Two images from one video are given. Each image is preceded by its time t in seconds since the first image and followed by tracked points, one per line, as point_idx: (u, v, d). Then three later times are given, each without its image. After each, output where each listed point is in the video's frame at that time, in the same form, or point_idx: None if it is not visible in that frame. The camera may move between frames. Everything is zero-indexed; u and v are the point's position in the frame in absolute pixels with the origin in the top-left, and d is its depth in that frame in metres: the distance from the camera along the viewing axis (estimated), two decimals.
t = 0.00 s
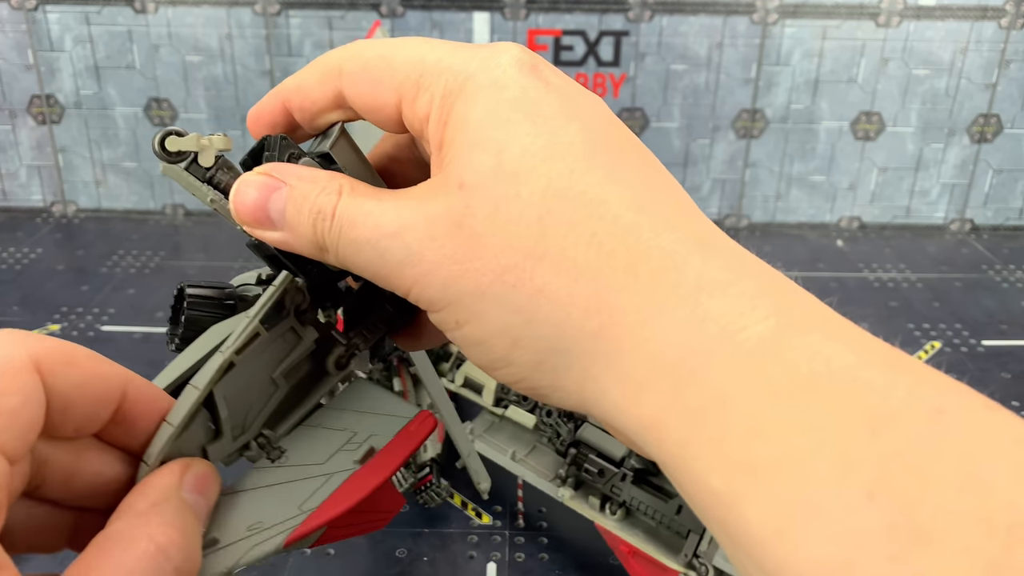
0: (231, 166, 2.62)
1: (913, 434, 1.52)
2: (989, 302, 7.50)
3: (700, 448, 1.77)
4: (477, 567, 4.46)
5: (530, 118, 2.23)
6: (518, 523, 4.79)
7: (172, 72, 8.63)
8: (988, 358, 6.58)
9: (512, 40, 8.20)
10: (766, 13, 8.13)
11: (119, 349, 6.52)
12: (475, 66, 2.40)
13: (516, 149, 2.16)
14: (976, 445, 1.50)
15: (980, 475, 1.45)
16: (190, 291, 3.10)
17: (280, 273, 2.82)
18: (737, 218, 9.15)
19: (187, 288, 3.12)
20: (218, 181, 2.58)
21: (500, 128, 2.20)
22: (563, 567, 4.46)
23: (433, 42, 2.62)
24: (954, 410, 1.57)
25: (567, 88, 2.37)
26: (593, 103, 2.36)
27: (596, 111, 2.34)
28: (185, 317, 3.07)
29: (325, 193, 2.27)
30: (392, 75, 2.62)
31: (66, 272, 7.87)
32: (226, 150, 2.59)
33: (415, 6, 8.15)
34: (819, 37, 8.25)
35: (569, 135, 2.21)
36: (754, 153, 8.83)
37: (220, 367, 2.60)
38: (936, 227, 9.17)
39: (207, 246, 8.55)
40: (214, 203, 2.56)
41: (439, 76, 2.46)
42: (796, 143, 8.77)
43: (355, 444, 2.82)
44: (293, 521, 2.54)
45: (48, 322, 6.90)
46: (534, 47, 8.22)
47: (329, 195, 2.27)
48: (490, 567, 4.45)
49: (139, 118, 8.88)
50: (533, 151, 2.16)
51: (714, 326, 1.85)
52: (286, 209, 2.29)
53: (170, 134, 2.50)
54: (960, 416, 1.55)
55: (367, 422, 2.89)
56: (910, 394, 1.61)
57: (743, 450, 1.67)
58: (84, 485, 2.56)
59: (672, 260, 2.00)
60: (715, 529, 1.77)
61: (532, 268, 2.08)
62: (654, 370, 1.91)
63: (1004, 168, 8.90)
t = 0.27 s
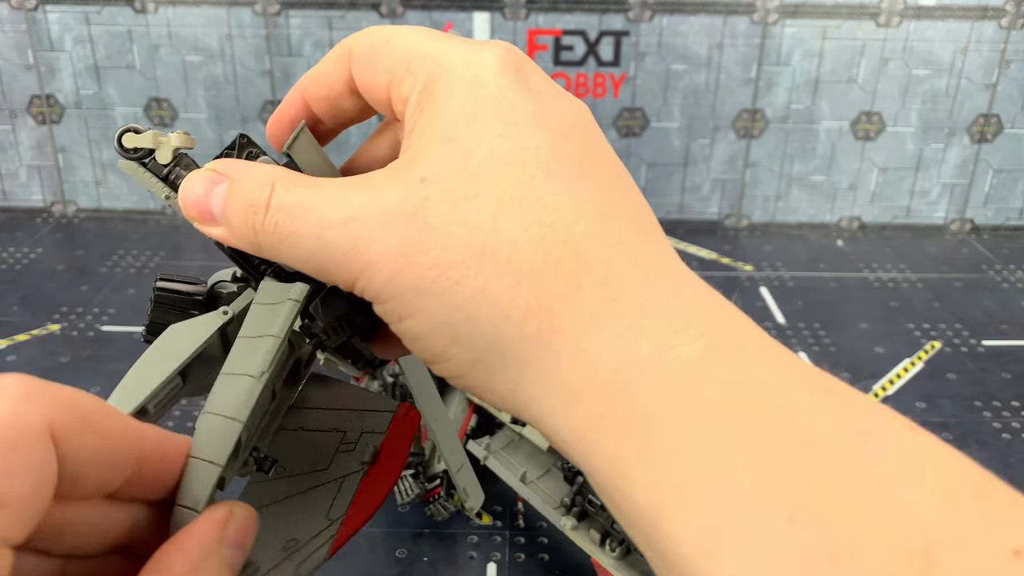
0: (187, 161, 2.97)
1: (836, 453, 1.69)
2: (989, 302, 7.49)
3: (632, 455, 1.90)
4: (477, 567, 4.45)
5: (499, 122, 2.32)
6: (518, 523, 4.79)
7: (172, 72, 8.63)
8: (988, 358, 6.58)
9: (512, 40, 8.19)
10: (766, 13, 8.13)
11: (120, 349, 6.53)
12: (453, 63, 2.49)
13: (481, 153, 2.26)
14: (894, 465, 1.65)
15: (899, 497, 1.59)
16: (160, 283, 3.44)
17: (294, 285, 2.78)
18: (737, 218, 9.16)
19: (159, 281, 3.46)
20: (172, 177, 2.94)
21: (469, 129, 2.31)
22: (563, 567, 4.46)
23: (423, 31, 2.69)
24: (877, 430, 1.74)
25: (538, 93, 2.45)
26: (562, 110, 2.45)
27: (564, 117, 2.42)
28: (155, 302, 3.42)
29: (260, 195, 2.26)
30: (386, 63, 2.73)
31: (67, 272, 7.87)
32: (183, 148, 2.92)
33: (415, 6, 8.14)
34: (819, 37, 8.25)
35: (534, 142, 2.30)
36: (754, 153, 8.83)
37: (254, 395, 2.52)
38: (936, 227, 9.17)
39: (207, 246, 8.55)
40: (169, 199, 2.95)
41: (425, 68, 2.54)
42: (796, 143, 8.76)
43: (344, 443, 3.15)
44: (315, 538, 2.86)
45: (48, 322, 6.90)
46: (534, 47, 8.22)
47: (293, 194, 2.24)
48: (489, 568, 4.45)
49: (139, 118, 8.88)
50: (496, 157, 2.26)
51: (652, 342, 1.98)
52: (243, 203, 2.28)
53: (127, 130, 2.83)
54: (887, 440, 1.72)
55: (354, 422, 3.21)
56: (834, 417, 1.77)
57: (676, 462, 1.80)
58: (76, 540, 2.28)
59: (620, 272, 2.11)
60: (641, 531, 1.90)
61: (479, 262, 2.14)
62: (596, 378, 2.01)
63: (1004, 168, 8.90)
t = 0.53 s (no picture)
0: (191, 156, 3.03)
1: (791, 504, 1.66)
2: (990, 302, 7.48)
3: (583, 504, 1.85)
4: (477, 568, 4.44)
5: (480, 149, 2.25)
6: (518, 523, 4.77)
7: (171, 72, 8.63)
8: (988, 358, 6.57)
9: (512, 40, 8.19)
10: (766, 13, 8.13)
11: (119, 349, 6.52)
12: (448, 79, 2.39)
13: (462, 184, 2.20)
14: (855, 518, 1.63)
15: (854, 553, 1.57)
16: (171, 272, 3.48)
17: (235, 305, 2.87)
18: (737, 218, 9.16)
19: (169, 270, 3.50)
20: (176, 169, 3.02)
21: (453, 150, 2.24)
22: (564, 567, 4.45)
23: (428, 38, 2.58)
24: (834, 480, 1.71)
25: (527, 112, 2.33)
26: (552, 134, 2.33)
27: (554, 144, 2.31)
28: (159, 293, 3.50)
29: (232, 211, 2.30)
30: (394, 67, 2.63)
31: (66, 272, 7.86)
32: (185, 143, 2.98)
33: (415, 6, 8.13)
34: (819, 37, 8.25)
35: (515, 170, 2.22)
36: (754, 153, 8.82)
37: (194, 407, 2.63)
38: (936, 227, 9.16)
39: (207, 246, 8.54)
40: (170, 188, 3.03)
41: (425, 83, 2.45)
42: (796, 143, 8.76)
43: (331, 444, 2.91)
44: (289, 539, 2.71)
45: (48, 322, 6.89)
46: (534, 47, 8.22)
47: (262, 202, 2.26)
48: (490, 568, 4.43)
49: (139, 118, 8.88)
50: (477, 188, 2.19)
51: (606, 385, 1.93)
52: (222, 205, 2.32)
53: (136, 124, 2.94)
54: (843, 486, 1.70)
55: (338, 420, 2.96)
56: (791, 466, 1.73)
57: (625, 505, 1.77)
58: None
59: (588, 310, 2.04)
60: (594, 573, 1.90)
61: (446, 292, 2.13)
62: (550, 404, 1.97)
63: (1005, 168, 8.89)
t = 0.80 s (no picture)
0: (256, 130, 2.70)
1: (812, 495, 1.44)
2: (990, 302, 7.48)
3: (595, 491, 1.66)
4: (477, 567, 4.44)
5: (515, 126, 2.03)
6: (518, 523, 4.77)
7: (171, 71, 8.62)
8: (988, 358, 6.57)
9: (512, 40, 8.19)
10: (766, 13, 8.12)
11: (119, 349, 6.51)
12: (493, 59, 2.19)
13: (490, 161, 2.00)
14: (875, 507, 1.41)
15: (868, 543, 1.35)
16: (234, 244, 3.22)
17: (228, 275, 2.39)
18: (737, 218, 9.17)
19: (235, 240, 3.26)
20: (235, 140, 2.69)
21: (493, 131, 2.03)
22: (563, 567, 4.46)
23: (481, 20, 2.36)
24: (851, 469, 1.49)
25: (574, 98, 2.10)
26: (596, 119, 2.09)
27: (596, 132, 2.06)
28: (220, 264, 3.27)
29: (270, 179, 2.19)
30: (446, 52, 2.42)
31: (66, 272, 7.86)
32: (249, 114, 2.67)
33: (415, 6, 8.13)
34: (819, 37, 8.24)
35: (548, 152, 1.99)
36: (755, 153, 8.82)
37: (173, 364, 2.33)
38: (936, 227, 9.15)
39: (207, 246, 8.54)
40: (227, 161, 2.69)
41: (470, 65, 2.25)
42: (796, 143, 8.76)
43: (315, 431, 2.52)
44: (240, 513, 2.33)
45: (47, 322, 6.89)
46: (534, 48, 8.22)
47: (300, 173, 2.14)
48: (489, 568, 4.43)
49: (139, 118, 8.88)
50: (503, 164, 1.99)
51: (630, 371, 1.72)
52: (264, 173, 2.20)
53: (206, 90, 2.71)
54: (858, 479, 1.47)
55: (328, 408, 2.56)
56: (807, 458, 1.50)
57: (632, 491, 1.58)
58: None
59: (618, 296, 1.82)
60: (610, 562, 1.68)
61: (468, 277, 1.93)
62: (570, 394, 1.77)
63: (1005, 168, 8.89)
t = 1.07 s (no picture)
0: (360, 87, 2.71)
1: (872, 476, 1.41)
2: (989, 302, 7.49)
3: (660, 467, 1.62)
4: (477, 567, 4.45)
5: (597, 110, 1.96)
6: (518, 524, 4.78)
7: (172, 72, 8.63)
8: (988, 357, 6.58)
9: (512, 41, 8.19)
10: (766, 13, 8.13)
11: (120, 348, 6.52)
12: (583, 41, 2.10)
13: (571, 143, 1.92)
14: (933, 491, 1.37)
15: (928, 523, 1.33)
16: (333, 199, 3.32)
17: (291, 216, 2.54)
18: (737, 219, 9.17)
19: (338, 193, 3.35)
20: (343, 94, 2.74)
21: (577, 111, 1.95)
22: (563, 568, 4.47)
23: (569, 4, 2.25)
24: (909, 455, 1.44)
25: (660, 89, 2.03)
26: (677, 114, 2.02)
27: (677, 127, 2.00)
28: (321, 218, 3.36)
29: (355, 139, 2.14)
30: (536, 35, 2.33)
31: (66, 272, 7.86)
32: (360, 71, 2.69)
33: (415, 6, 8.14)
34: (819, 37, 8.24)
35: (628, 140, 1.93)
36: (754, 153, 8.82)
37: (237, 299, 2.52)
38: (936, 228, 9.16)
39: (207, 246, 8.55)
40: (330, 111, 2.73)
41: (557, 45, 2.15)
42: (796, 143, 8.76)
43: (364, 371, 2.44)
44: (287, 440, 2.28)
45: (48, 322, 6.89)
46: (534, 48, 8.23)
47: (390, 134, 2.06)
48: (489, 567, 4.44)
49: (139, 118, 8.88)
50: (580, 148, 1.92)
51: (698, 353, 1.67)
52: (356, 128, 2.13)
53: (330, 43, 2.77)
54: (920, 463, 1.42)
55: (377, 351, 2.50)
56: (870, 438, 1.48)
57: (689, 471, 1.57)
58: None
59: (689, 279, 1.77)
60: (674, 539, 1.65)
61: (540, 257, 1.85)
62: (637, 378, 1.71)
63: (1004, 168, 8.90)
